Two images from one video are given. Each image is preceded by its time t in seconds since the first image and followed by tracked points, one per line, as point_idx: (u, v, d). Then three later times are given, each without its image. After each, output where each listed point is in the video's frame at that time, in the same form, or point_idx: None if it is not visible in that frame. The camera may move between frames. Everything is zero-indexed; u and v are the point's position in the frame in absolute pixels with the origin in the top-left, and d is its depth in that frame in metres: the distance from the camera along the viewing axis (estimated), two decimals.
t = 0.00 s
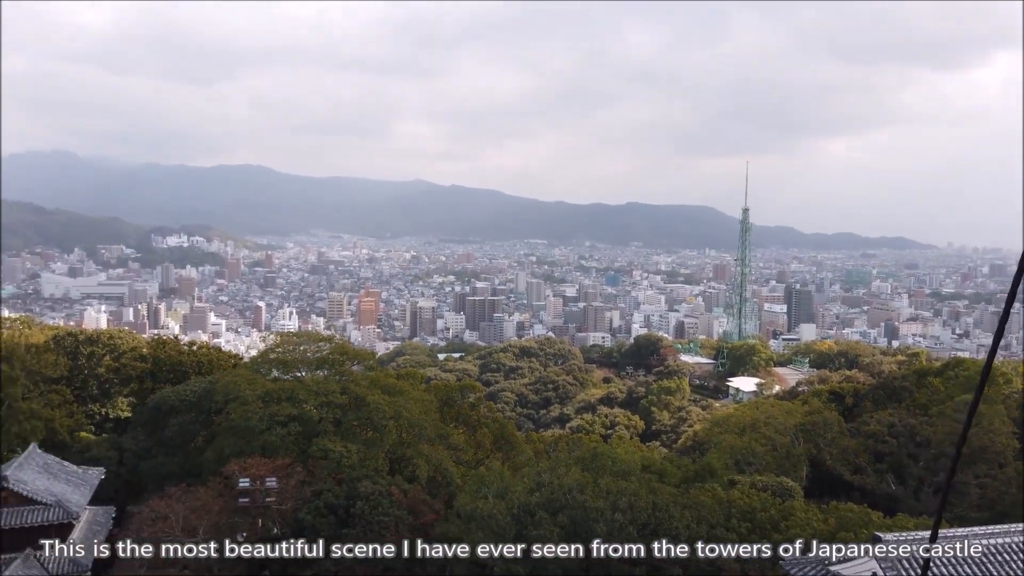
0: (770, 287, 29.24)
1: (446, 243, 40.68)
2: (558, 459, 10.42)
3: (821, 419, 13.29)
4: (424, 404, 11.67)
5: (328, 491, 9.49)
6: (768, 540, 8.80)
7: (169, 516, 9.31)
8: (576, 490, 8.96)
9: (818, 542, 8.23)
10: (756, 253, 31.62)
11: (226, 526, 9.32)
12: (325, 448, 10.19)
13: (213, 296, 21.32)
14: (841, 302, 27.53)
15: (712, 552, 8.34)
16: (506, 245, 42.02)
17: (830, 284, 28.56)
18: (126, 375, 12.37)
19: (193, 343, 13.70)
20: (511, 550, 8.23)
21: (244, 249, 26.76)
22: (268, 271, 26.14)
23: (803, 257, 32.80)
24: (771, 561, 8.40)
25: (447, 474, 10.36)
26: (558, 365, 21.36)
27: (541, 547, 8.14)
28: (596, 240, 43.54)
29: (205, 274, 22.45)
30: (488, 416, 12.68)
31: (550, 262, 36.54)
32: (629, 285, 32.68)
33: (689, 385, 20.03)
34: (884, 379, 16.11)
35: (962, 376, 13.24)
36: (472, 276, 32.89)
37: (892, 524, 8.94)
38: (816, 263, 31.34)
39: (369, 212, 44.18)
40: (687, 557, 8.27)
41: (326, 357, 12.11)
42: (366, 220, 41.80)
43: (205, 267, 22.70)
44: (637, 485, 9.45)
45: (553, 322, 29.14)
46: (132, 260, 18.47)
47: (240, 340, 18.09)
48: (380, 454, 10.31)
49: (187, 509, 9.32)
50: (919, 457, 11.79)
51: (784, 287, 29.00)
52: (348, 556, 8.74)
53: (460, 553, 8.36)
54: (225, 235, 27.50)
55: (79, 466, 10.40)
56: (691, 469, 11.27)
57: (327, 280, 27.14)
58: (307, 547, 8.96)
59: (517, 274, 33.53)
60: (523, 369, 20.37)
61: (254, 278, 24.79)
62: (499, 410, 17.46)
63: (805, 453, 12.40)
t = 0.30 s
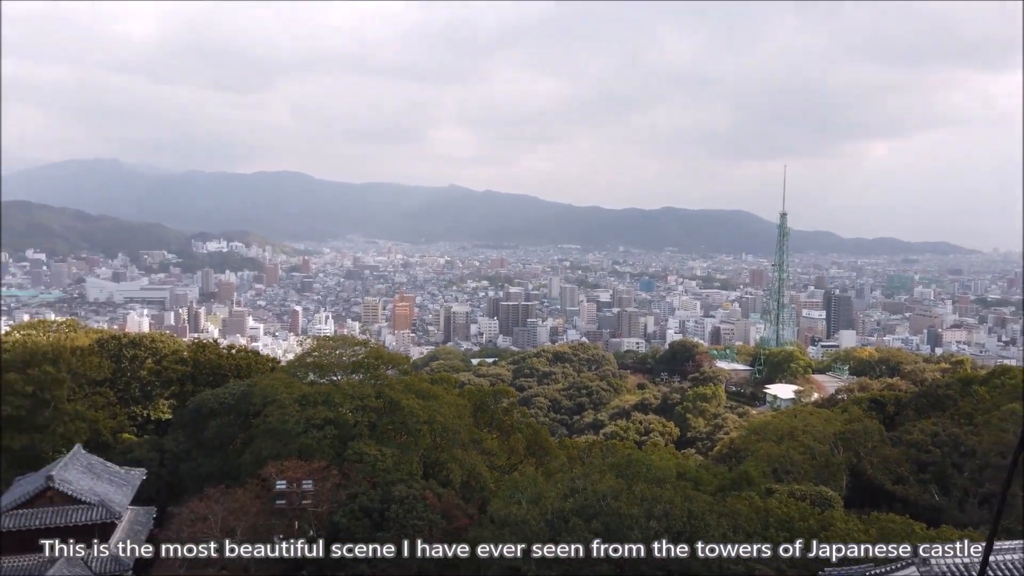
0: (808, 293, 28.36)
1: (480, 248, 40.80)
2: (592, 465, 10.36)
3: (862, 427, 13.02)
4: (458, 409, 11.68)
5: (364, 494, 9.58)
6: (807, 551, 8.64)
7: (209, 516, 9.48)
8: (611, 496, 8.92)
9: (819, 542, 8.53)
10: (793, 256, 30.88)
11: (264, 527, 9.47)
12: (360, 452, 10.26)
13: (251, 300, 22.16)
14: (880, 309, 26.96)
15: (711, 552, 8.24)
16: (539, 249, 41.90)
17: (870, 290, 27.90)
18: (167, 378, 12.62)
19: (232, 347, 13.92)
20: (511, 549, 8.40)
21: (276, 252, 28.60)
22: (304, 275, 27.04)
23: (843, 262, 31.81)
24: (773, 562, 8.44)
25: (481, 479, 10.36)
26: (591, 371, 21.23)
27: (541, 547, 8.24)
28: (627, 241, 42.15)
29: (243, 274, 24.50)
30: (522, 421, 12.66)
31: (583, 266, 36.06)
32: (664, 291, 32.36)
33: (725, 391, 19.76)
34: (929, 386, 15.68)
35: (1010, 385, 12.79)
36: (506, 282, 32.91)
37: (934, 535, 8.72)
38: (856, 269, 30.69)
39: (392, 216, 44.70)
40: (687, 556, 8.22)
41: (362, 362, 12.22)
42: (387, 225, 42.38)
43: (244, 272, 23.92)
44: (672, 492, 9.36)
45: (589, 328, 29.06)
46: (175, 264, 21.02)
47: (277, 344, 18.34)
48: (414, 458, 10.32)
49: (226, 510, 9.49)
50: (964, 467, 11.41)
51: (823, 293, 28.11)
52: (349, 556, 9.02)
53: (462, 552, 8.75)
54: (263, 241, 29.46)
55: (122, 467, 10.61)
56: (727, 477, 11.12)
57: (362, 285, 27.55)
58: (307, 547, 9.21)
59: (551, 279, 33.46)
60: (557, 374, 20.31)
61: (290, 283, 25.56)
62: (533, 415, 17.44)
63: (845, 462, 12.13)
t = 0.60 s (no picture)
0: (847, 294, 27.97)
1: (512, 250, 40.84)
2: (625, 468, 10.29)
3: (903, 433, 12.72)
4: (491, 410, 11.72)
5: (398, 494, 9.64)
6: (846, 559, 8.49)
7: (246, 514, 9.63)
8: (645, 499, 8.88)
9: (819, 541, 8.52)
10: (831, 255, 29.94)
11: (300, 526, 9.61)
12: (394, 452, 10.31)
13: (288, 300, 23.00)
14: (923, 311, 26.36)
15: (711, 552, 8.14)
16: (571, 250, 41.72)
17: (911, 293, 27.15)
18: (207, 378, 12.82)
19: (269, 347, 14.12)
20: (511, 550, 8.71)
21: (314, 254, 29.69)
22: (339, 276, 27.90)
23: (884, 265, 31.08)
24: (773, 562, 8.28)
25: (514, 480, 10.34)
26: (625, 373, 21.09)
27: (541, 547, 8.32)
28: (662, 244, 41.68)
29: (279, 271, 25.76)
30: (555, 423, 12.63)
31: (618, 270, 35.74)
32: (698, 293, 31.93)
33: (762, 395, 19.45)
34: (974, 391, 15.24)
35: None
36: (539, 284, 32.87)
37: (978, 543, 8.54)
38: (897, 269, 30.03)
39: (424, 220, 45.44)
40: (687, 557, 8.15)
41: (395, 363, 12.29)
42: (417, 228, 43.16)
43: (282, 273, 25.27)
44: (708, 496, 9.27)
45: (623, 329, 28.79)
46: (215, 266, 22.69)
47: (313, 344, 18.59)
48: (447, 459, 10.34)
49: (263, 507, 9.63)
50: (1010, 473, 11.17)
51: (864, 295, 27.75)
52: (350, 556, 9.13)
53: (462, 553, 8.81)
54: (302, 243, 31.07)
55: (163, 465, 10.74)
56: (764, 482, 10.97)
57: (396, 288, 27.98)
58: (307, 547, 9.09)
59: (584, 280, 33.35)
60: (590, 376, 20.24)
61: (326, 283, 26.36)
62: (567, 417, 17.40)
63: (885, 468, 11.87)
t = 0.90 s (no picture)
0: (893, 297, 27.12)
1: (549, 251, 40.79)
2: (663, 472, 10.18)
3: (952, 440, 12.39)
4: (529, 411, 11.70)
5: (436, 494, 9.66)
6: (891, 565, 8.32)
7: (287, 512, 9.77)
8: (684, 504, 8.81)
9: (819, 542, 8.29)
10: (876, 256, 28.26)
11: (340, 525, 9.73)
12: (432, 452, 10.36)
13: (328, 300, 25.26)
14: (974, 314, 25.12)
15: (711, 552, 8.08)
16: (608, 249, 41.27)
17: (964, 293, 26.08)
18: (250, 377, 13.02)
19: (310, 347, 14.32)
20: (511, 550, 8.92)
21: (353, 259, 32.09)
22: (378, 276, 30.41)
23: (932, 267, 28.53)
24: (773, 563, 8.10)
25: (551, 482, 10.28)
26: (664, 375, 20.88)
27: (540, 548, 8.64)
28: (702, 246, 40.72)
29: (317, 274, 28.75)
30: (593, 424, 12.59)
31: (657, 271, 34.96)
32: (738, 294, 31.36)
33: (804, 399, 19.13)
34: None
35: None
36: (577, 285, 32.69)
37: None
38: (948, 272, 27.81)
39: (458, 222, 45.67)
40: (686, 557, 8.16)
41: (434, 365, 12.35)
42: (453, 230, 43.65)
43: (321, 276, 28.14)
44: (749, 501, 9.12)
45: (661, 331, 28.47)
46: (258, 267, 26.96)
47: (352, 344, 18.83)
48: (485, 460, 10.33)
49: (304, 506, 9.76)
50: None
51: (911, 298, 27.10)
52: (349, 556, 9.23)
53: (462, 554, 8.88)
54: (342, 245, 34.15)
55: (208, 462, 10.92)
56: (806, 487, 10.77)
57: (434, 290, 28.56)
58: (307, 547, 9.20)
59: (622, 282, 33.19)
60: (628, 378, 20.13)
61: (365, 284, 28.73)
62: (605, 419, 17.35)
63: (933, 475, 11.59)
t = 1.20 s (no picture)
0: (932, 299, 25.68)
1: (580, 253, 40.62)
2: (695, 475, 10.07)
3: (993, 446, 12.10)
4: (559, 413, 11.68)
5: (467, 494, 9.69)
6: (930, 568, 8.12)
7: (320, 510, 9.86)
8: (717, 507, 8.72)
9: (819, 541, 8.14)
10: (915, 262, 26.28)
11: (372, 524, 9.80)
12: (462, 452, 10.39)
13: (360, 301, 25.62)
14: None
15: (711, 552, 8.12)
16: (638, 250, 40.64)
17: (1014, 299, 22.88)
18: (283, 376, 13.14)
19: (342, 347, 14.45)
20: (511, 550, 8.89)
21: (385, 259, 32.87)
22: (410, 277, 30.69)
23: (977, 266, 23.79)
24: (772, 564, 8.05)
25: (582, 484, 10.24)
26: (697, 377, 20.64)
27: (541, 548, 8.82)
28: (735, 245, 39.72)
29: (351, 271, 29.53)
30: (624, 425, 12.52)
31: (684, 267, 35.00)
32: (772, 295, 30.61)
33: (840, 402, 18.83)
34: None
35: None
36: (608, 285, 32.74)
37: None
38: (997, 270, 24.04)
39: (487, 224, 45.73)
40: (686, 557, 8.22)
41: (465, 365, 12.39)
42: (483, 231, 43.77)
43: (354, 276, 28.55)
44: (783, 506, 9.00)
45: (693, 333, 28.40)
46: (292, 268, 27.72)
47: (384, 344, 18.97)
48: (515, 461, 10.34)
49: (336, 504, 9.84)
50: None
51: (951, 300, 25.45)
52: (348, 556, 9.27)
53: (463, 555, 9.03)
54: (374, 245, 34.67)
55: (242, 460, 11.06)
56: (841, 492, 10.59)
57: (464, 290, 28.83)
58: (307, 548, 9.48)
59: (654, 284, 32.86)
60: (659, 381, 19.99)
61: (395, 284, 29.22)
62: (635, 422, 17.27)
63: (974, 481, 11.32)
